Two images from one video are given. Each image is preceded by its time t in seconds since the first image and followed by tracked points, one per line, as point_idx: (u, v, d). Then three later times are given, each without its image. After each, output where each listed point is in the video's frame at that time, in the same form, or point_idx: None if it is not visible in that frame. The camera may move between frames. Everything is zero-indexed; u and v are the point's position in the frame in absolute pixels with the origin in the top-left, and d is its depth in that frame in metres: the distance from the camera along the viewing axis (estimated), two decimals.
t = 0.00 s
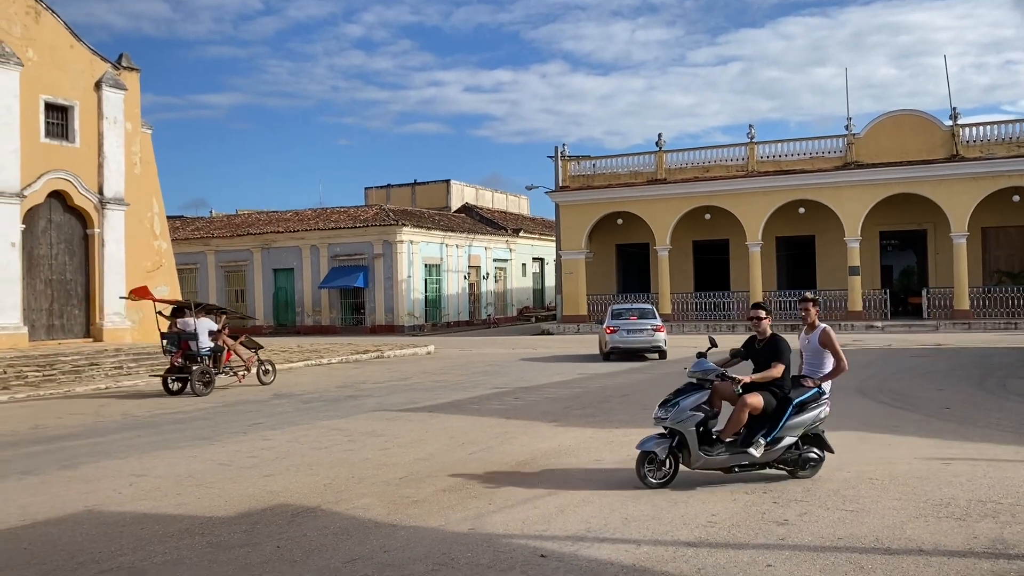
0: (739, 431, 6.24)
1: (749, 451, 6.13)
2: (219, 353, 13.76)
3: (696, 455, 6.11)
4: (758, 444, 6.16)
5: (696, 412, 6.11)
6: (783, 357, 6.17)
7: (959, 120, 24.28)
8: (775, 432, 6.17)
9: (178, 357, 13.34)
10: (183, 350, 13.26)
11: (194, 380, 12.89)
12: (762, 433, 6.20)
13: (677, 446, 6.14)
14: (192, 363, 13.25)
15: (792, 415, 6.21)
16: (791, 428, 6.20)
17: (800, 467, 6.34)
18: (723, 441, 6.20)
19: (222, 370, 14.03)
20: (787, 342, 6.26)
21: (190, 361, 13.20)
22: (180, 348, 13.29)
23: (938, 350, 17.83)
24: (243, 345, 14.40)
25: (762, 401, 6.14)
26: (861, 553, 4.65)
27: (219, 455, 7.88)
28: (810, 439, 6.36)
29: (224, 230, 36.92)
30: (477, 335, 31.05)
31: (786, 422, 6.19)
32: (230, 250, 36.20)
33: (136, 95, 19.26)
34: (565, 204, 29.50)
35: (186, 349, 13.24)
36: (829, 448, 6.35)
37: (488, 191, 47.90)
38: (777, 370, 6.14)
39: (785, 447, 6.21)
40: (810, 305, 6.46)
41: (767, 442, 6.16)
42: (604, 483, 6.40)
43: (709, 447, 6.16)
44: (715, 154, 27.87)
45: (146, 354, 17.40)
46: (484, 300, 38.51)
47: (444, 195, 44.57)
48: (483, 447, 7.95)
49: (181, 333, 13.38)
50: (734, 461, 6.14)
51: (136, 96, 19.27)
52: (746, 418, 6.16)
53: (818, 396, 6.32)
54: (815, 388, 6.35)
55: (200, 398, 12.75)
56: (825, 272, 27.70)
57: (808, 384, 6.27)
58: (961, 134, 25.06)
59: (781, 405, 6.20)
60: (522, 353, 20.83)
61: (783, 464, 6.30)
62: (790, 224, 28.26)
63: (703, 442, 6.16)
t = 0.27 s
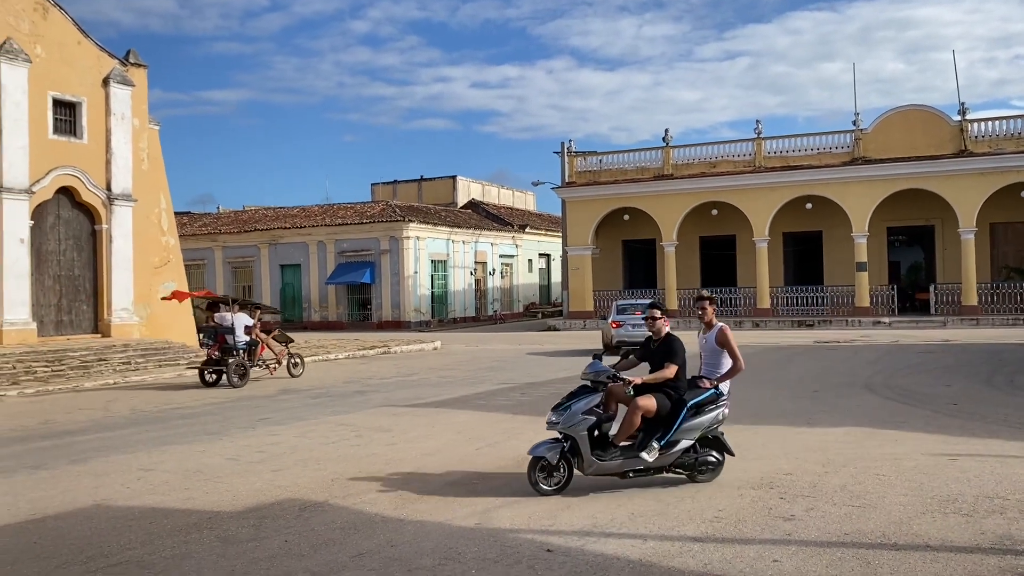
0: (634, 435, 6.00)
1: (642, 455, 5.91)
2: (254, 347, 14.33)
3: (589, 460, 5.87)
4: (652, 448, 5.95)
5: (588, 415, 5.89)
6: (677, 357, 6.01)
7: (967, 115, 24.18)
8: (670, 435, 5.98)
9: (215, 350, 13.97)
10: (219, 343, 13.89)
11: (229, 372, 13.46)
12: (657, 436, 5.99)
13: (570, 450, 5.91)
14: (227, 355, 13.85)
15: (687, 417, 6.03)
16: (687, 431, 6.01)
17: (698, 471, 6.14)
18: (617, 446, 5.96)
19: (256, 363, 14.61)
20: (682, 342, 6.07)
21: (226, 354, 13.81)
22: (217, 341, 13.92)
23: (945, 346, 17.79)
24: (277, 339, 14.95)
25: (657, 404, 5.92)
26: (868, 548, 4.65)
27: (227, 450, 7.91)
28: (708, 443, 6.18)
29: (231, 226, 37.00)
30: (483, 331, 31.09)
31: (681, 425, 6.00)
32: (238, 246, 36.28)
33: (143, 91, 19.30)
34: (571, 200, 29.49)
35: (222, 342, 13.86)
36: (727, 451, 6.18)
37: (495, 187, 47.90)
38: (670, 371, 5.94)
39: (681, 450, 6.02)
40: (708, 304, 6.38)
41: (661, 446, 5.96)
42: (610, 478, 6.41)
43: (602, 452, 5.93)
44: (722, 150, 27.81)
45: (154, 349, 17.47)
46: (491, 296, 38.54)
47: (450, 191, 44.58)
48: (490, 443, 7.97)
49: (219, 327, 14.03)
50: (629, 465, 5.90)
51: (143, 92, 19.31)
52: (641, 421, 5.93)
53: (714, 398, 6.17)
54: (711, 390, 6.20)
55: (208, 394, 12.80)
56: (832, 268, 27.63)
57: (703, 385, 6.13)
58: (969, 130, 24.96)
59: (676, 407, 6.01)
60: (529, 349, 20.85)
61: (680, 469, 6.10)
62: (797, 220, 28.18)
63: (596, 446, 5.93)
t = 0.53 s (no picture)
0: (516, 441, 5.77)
1: (520, 463, 5.66)
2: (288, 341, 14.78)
3: (466, 468, 5.63)
4: (532, 456, 5.70)
5: (466, 421, 5.65)
6: (557, 360, 5.83)
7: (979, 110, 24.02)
8: (552, 441, 5.74)
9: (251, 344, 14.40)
10: (255, 336, 14.33)
11: (266, 363, 13.86)
12: (539, 443, 5.75)
13: (448, 458, 5.65)
14: (263, 348, 14.27)
15: (569, 423, 5.78)
16: (570, 437, 5.76)
17: (585, 479, 5.88)
18: (498, 453, 5.72)
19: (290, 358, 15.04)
20: (564, 344, 5.92)
21: (262, 347, 14.22)
22: (252, 335, 14.35)
23: (957, 341, 17.71)
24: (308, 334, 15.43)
25: (535, 409, 5.70)
26: (878, 544, 4.63)
27: (237, 445, 7.94)
28: (596, 449, 5.92)
29: (241, 221, 37.11)
30: (492, 326, 31.14)
31: (563, 431, 5.76)
32: (248, 242, 36.38)
33: (153, 86, 19.34)
34: (580, 195, 29.46)
35: (258, 335, 14.29)
36: (616, 457, 5.91)
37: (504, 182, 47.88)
38: (553, 374, 5.78)
39: (565, 457, 5.77)
40: (593, 305, 6.22)
41: (542, 453, 5.72)
42: (620, 473, 6.41)
43: (480, 460, 5.68)
44: (732, 145, 27.72)
45: (165, 344, 17.55)
46: (500, 291, 38.55)
47: (459, 187, 44.59)
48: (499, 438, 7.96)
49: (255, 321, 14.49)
50: (507, 473, 5.65)
51: (153, 88, 19.36)
52: (520, 427, 5.70)
53: (600, 402, 5.92)
54: (597, 394, 5.96)
55: (219, 389, 12.84)
56: (842, 264, 27.50)
57: (587, 389, 5.89)
58: (981, 124, 24.80)
59: (557, 412, 5.79)
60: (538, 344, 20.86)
61: (565, 476, 5.84)
62: (807, 215, 28.07)
63: (474, 453, 5.69)
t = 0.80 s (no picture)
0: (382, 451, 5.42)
1: (382, 475, 5.31)
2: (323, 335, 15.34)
3: (325, 479, 5.28)
4: (397, 467, 5.35)
5: (326, 429, 5.30)
6: (428, 365, 5.49)
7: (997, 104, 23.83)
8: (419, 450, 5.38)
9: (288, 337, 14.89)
10: (293, 329, 14.85)
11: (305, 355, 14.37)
12: (405, 452, 5.39)
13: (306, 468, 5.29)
14: (300, 341, 14.78)
15: (438, 432, 5.43)
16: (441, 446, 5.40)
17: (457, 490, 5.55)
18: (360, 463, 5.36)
19: (324, 351, 15.57)
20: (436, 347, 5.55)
21: (300, 340, 14.71)
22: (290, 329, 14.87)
23: (973, 337, 17.58)
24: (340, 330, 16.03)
25: (400, 416, 5.36)
26: (894, 541, 4.61)
27: (252, 440, 7.99)
28: (469, 457, 5.57)
29: (255, 218, 37.25)
30: (505, 322, 31.16)
31: (430, 440, 5.41)
32: (262, 238, 36.52)
33: (168, 84, 19.44)
34: (593, 191, 29.40)
35: (296, 328, 14.83)
36: (493, 466, 5.57)
37: (516, 178, 47.86)
38: (421, 381, 5.42)
39: (435, 467, 5.42)
40: (469, 308, 5.86)
41: (407, 463, 5.38)
42: (634, 469, 6.41)
43: (341, 470, 5.34)
44: (746, 140, 27.59)
45: (180, 340, 17.65)
46: (513, 287, 38.56)
47: (472, 183, 44.60)
48: (513, 433, 7.97)
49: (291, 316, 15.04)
50: (369, 485, 5.30)
51: (168, 85, 19.45)
52: (384, 437, 5.35)
53: (474, 409, 5.53)
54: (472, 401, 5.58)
55: (234, 385, 12.91)
56: (858, 260, 27.34)
57: (460, 395, 5.51)
58: (998, 119, 24.63)
59: (426, 420, 5.42)
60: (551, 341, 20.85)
61: (438, 486, 5.50)
62: (822, 211, 27.91)
63: (335, 463, 5.33)
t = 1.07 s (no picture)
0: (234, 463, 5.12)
1: (229, 489, 5.00)
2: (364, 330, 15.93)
3: (168, 494, 4.97)
4: (244, 481, 5.06)
5: (168, 442, 4.97)
6: (280, 373, 5.18)
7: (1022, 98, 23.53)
8: (271, 463, 5.09)
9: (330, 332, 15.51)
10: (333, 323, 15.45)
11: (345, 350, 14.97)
12: (256, 465, 5.10)
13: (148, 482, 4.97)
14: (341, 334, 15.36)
15: (291, 443, 5.12)
16: (295, 458, 5.11)
17: (319, 503, 5.24)
18: (206, 477, 5.06)
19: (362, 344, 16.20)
20: (291, 352, 5.27)
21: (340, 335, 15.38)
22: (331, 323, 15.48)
23: (997, 335, 17.38)
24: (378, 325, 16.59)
25: (247, 427, 5.05)
26: (916, 540, 4.57)
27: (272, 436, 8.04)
28: (329, 468, 5.28)
29: (275, 216, 37.47)
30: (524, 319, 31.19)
31: (283, 451, 5.10)
32: (282, 236, 36.73)
33: (189, 82, 19.58)
34: (612, 188, 29.33)
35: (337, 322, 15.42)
36: (357, 478, 5.28)
37: (535, 175, 47.83)
38: (272, 390, 5.14)
39: (290, 480, 5.12)
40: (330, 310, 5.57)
41: (257, 477, 5.08)
42: (653, 467, 6.40)
43: (185, 484, 5.03)
44: (766, 136, 27.41)
45: (202, 337, 17.79)
46: (532, 284, 38.56)
47: (491, 180, 44.63)
48: (532, 430, 7.97)
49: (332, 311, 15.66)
50: (216, 500, 5.00)
51: (189, 84, 19.60)
52: (231, 449, 5.04)
53: (331, 419, 5.24)
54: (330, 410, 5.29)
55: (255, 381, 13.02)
56: (879, 256, 27.10)
57: (316, 403, 5.22)
58: (1022, 113, 24.32)
59: (277, 430, 5.13)
60: (570, 338, 20.84)
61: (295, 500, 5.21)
62: (843, 207, 27.68)
63: (178, 477, 5.02)
